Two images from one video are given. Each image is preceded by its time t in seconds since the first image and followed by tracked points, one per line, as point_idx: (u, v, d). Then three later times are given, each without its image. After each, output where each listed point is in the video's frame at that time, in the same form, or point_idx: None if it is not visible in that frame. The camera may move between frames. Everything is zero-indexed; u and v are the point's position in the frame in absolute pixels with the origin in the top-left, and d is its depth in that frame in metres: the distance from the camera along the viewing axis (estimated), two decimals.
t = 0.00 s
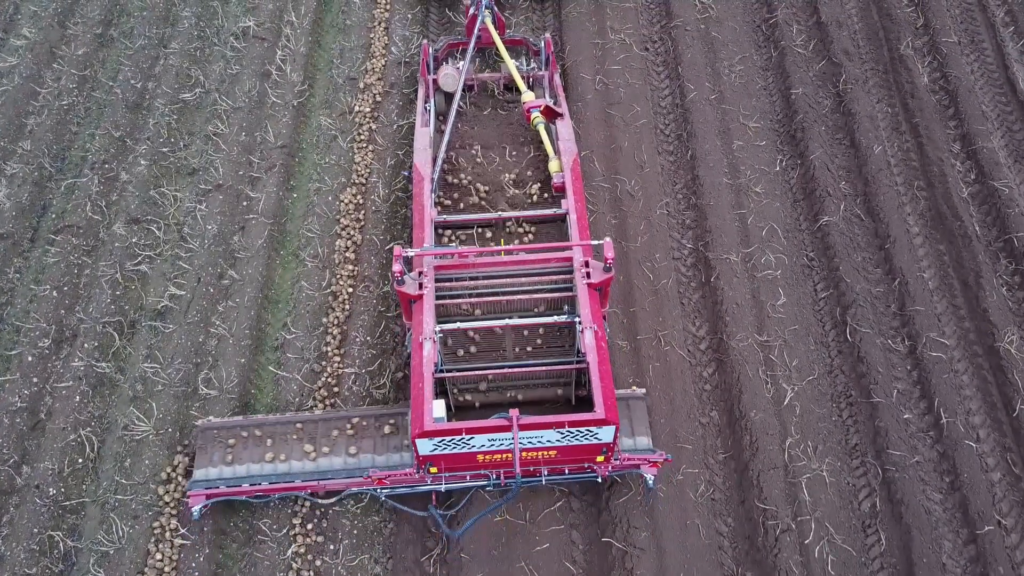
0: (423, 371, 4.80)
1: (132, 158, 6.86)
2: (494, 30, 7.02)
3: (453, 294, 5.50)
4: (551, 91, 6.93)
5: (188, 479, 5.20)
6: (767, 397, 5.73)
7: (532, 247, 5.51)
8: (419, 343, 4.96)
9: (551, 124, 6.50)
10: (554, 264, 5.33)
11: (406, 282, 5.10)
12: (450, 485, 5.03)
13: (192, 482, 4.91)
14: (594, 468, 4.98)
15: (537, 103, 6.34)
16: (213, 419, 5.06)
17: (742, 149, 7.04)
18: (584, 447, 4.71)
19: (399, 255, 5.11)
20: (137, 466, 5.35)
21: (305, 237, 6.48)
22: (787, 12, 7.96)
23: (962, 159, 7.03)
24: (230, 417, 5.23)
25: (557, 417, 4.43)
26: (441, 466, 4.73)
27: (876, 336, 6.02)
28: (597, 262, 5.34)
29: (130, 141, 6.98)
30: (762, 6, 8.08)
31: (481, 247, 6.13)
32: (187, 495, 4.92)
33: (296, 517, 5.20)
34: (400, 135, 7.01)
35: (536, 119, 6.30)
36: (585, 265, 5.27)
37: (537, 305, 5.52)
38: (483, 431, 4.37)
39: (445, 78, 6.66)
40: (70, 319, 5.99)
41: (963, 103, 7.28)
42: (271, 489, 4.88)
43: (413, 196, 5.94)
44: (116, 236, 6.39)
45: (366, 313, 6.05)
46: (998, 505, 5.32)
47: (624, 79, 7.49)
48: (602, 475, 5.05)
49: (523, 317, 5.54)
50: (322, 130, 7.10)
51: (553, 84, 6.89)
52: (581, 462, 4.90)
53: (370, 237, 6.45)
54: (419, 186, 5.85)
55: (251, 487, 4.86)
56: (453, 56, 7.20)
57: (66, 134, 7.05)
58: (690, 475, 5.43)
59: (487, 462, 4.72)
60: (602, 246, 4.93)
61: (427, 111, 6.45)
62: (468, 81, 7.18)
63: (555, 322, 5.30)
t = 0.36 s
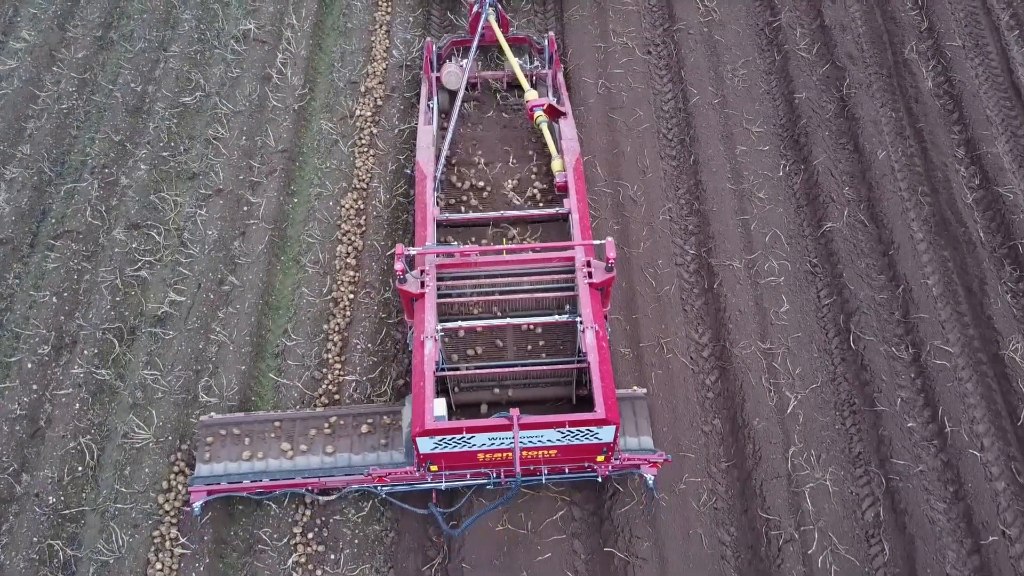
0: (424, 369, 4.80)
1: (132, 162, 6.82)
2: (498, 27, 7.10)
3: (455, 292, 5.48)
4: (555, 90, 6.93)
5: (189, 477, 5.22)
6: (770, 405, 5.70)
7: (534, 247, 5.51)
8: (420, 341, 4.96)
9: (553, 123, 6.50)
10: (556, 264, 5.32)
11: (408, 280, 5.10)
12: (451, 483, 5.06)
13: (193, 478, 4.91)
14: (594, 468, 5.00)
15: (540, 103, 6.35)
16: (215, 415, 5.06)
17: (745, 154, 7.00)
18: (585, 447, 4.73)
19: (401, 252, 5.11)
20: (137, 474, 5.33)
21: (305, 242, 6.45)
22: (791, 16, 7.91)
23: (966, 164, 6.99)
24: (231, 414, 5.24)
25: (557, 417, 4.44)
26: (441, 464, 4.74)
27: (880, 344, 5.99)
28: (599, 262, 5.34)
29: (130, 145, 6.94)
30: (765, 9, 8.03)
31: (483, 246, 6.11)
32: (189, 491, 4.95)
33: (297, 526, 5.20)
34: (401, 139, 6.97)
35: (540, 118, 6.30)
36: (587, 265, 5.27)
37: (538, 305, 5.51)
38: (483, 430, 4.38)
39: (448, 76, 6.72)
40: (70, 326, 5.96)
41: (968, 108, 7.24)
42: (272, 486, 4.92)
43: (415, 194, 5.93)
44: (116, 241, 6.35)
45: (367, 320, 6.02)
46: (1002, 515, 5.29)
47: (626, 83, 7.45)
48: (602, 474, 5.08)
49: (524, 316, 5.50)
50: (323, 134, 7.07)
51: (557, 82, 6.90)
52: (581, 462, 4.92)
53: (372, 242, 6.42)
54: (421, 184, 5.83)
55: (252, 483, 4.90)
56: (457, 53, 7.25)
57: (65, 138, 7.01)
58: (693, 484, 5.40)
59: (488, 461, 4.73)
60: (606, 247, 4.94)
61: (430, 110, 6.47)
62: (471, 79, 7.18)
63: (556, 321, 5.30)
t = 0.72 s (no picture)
0: (426, 370, 4.82)
1: (133, 169, 6.79)
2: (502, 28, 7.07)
3: (459, 292, 5.52)
4: (558, 91, 6.92)
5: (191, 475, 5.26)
6: (774, 415, 5.67)
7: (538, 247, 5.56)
8: (423, 341, 4.97)
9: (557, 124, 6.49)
10: (559, 264, 5.39)
11: (411, 280, 5.10)
12: (452, 483, 5.07)
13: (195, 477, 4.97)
14: (595, 469, 5.02)
15: (544, 103, 6.37)
16: (219, 414, 5.10)
17: (749, 160, 6.96)
18: (587, 448, 4.76)
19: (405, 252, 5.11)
20: (137, 485, 5.30)
21: (307, 250, 6.42)
22: (795, 21, 7.87)
23: (971, 171, 6.95)
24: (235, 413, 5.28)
25: (560, 418, 4.49)
26: (443, 464, 4.77)
27: (885, 353, 5.95)
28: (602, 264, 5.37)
29: (131, 151, 6.91)
30: (769, 14, 7.99)
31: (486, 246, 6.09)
32: (191, 489, 5.00)
33: (299, 537, 5.19)
34: (403, 145, 6.94)
35: (543, 118, 6.32)
36: (590, 266, 5.30)
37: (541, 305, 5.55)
38: (486, 430, 4.41)
39: (453, 75, 6.76)
40: (70, 334, 5.93)
41: (973, 114, 7.20)
42: (274, 484, 4.95)
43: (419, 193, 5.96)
44: (116, 248, 6.32)
45: (369, 328, 5.99)
46: (1008, 527, 5.26)
47: (630, 89, 7.41)
48: (604, 475, 5.10)
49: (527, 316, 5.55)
50: (325, 141, 7.03)
51: (560, 84, 6.88)
52: (583, 462, 4.94)
53: (373, 249, 6.39)
54: (425, 183, 5.85)
55: (254, 482, 4.94)
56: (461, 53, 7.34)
57: (66, 144, 6.98)
58: (696, 495, 5.37)
59: (490, 461, 4.75)
60: (608, 247, 4.96)
61: (433, 108, 6.47)
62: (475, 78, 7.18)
63: (560, 321, 5.33)
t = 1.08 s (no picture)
0: (428, 370, 4.82)
1: (132, 176, 6.75)
2: (505, 27, 7.04)
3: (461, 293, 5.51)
4: (562, 91, 6.90)
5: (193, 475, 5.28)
6: (776, 426, 5.63)
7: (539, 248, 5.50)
8: (425, 342, 4.96)
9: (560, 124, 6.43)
10: (561, 265, 5.32)
11: (413, 280, 5.09)
12: (453, 484, 5.07)
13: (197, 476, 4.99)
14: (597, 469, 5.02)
15: (547, 103, 6.33)
16: (221, 413, 5.11)
17: (752, 167, 6.92)
18: (589, 449, 4.75)
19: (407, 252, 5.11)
20: (136, 496, 5.27)
21: (307, 257, 6.38)
22: (798, 25, 7.82)
23: (976, 178, 6.91)
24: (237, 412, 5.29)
25: (562, 419, 4.47)
26: (445, 464, 4.78)
27: (888, 363, 5.92)
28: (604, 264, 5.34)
29: (130, 157, 6.87)
30: (772, 18, 7.95)
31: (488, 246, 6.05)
32: (193, 488, 5.02)
33: (299, 549, 5.17)
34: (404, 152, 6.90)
35: (546, 118, 6.29)
36: (592, 267, 5.27)
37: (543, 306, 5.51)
38: (488, 431, 4.41)
39: (455, 74, 6.72)
40: (69, 343, 5.90)
41: (977, 120, 7.15)
42: (276, 484, 4.97)
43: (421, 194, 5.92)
44: (115, 256, 6.28)
45: (370, 337, 5.96)
46: (1013, 539, 5.22)
47: (631, 95, 7.36)
48: (605, 476, 5.09)
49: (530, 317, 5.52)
50: (325, 147, 6.99)
51: (564, 83, 6.88)
52: (585, 463, 4.93)
53: (374, 257, 6.35)
54: (427, 184, 5.82)
55: (256, 481, 4.96)
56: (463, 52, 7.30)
57: (65, 150, 6.95)
58: (699, 507, 5.33)
59: (492, 461, 4.75)
60: (612, 248, 4.94)
61: (436, 108, 6.48)
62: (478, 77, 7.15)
63: (563, 322, 5.30)
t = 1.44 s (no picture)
0: (430, 371, 4.80)
1: (129, 183, 6.71)
2: (506, 27, 7.00)
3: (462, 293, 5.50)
4: (563, 91, 6.87)
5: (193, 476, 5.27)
6: (779, 436, 5.60)
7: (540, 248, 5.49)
8: (426, 343, 4.94)
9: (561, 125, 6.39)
10: (562, 266, 5.33)
11: (414, 281, 5.07)
12: (454, 484, 5.05)
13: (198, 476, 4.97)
14: (598, 470, 5.00)
15: (548, 103, 6.24)
16: (223, 413, 5.12)
17: (754, 174, 6.88)
18: (590, 450, 4.72)
19: (409, 253, 5.09)
20: (135, 508, 5.25)
21: (306, 266, 6.34)
22: (800, 30, 7.78)
23: (979, 185, 6.87)
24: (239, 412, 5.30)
25: (563, 421, 4.45)
26: (446, 465, 4.76)
27: (891, 372, 5.88)
28: (606, 265, 5.32)
29: (128, 164, 6.83)
30: (774, 23, 7.90)
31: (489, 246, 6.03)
32: (193, 488, 5.00)
33: (298, 562, 5.15)
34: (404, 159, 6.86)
35: (547, 118, 6.20)
36: (594, 267, 5.25)
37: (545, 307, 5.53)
38: (489, 432, 4.39)
39: (456, 73, 6.67)
40: (67, 352, 5.86)
41: (981, 126, 7.12)
42: (277, 484, 4.96)
43: (422, 195, 5.90)
44: (113, 265, 6.25)
45: (369, 346, 5.92)
46: (1017, 551, 5.18)
47: (633, 101, 7.32)
48: (606, 477, 5.06)
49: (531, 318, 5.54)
50: (324, 153, 6.94)
51: (565, 82, 6.85)
52: (586, 464, 4.91)
53: (373, 266, 6.32)
54: (428, 185, 5.80)
55: (256, 482, 4.94)
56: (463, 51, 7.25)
57: (62, 157, 6.90)
58: (701, 519, 5.30)
59: (493, 462, 4.74)
60: (613, 250, 4.91)
61: (437, 107, 6.45)
62: (479, 78, 7.08)
63: (564, 323, 5.27)
